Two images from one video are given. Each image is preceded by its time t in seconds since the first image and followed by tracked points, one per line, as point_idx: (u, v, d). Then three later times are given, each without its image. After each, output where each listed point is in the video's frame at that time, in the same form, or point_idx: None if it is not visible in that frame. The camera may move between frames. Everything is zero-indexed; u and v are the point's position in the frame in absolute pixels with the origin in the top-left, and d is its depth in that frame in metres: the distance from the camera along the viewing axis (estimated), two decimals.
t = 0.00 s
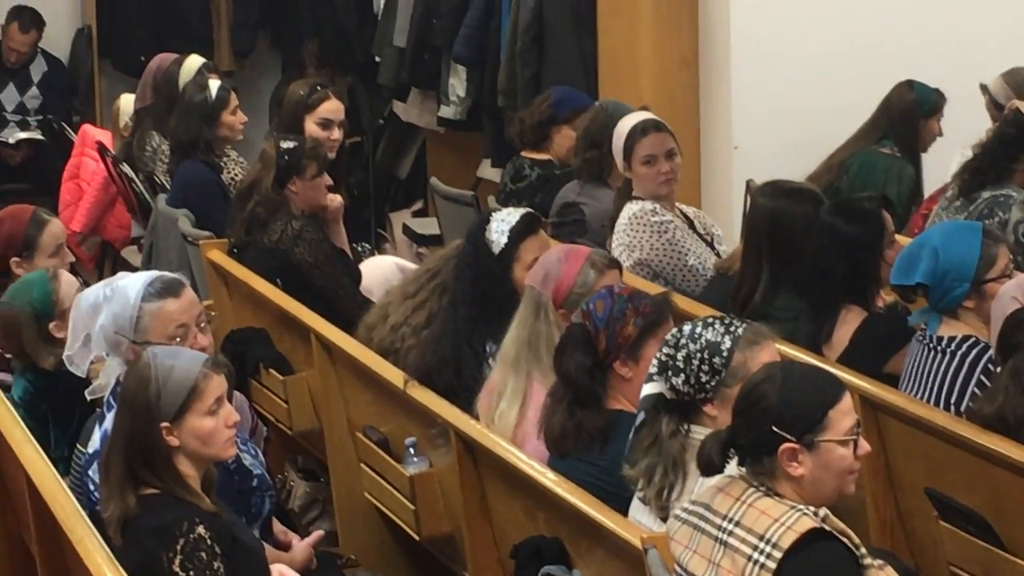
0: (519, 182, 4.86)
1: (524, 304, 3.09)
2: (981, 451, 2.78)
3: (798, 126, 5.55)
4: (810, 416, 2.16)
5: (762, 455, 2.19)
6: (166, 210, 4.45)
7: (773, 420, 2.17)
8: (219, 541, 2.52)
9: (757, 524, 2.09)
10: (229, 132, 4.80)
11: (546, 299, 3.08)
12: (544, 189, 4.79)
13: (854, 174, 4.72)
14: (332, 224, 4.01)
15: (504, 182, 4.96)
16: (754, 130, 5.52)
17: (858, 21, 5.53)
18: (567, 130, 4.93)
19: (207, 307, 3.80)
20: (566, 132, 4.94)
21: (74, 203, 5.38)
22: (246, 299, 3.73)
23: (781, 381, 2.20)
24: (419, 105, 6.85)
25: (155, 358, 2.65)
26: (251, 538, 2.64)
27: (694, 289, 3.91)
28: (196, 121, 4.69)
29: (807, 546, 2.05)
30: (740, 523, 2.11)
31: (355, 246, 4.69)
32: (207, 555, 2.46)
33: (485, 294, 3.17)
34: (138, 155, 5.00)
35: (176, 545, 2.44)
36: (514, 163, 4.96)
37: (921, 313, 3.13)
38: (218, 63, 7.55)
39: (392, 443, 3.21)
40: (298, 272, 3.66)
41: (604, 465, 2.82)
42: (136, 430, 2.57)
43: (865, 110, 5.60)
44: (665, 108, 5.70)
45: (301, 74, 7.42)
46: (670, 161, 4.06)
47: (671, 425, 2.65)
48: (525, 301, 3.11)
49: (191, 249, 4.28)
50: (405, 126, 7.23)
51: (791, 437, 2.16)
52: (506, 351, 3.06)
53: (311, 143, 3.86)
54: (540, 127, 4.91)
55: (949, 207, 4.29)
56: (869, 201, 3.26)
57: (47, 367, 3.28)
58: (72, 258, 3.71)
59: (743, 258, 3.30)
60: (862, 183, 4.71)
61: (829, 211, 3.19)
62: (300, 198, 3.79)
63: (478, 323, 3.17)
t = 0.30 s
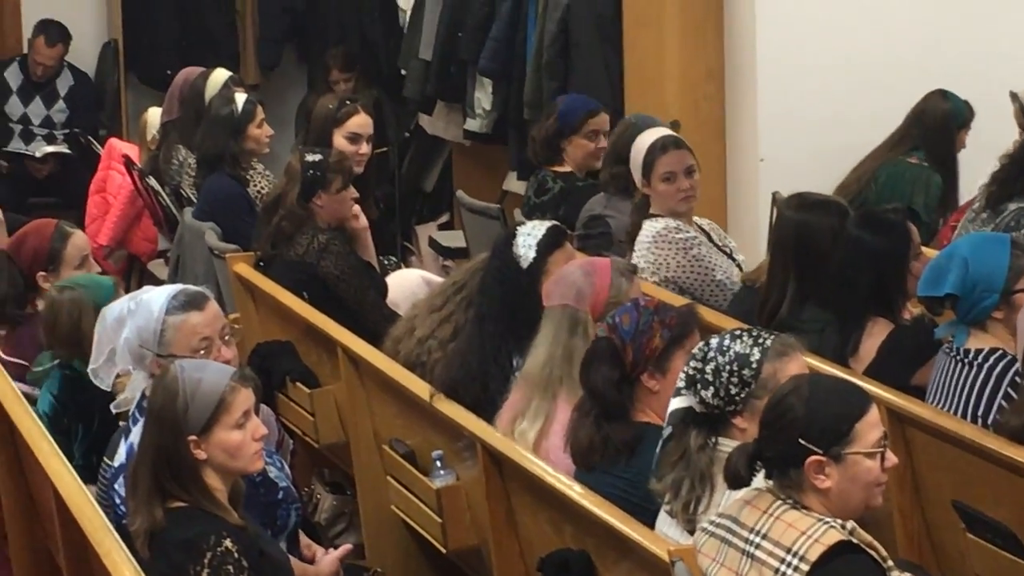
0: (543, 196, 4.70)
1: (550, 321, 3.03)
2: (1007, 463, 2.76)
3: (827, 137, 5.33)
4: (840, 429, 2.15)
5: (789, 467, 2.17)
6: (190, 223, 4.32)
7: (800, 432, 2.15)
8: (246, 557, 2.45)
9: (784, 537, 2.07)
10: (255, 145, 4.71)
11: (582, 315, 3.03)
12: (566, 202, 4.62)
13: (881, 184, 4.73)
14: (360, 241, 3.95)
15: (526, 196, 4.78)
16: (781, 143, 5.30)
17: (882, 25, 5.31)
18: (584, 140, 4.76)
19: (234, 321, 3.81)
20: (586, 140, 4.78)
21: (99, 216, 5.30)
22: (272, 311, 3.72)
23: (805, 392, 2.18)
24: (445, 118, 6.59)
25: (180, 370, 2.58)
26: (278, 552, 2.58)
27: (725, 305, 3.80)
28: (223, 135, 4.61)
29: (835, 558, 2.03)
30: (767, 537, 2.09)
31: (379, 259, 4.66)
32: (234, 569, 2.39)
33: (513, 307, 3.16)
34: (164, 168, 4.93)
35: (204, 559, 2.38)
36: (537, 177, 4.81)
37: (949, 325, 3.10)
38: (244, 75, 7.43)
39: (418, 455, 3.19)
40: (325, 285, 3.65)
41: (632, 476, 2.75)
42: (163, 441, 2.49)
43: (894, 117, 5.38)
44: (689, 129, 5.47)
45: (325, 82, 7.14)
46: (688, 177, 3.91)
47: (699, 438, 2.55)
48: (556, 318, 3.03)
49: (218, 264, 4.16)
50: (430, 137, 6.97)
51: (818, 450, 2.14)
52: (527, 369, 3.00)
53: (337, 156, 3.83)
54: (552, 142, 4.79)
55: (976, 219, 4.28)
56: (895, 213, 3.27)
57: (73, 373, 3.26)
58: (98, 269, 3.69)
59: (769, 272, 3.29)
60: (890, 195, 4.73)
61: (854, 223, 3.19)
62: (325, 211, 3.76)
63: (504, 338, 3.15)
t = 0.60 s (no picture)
0: (560, 205, 4.62)
1: (578, 330, 3.02)
2: None
3: (846, 143, 5.29)
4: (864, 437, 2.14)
5: (811, 474, 2.16)
6: (216, 233, 4.33)
7: (823, 440, 2.15)
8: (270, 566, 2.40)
9: (807, 544, 2.06)
10: (278, 153, 4.67)
11: (615, 321, 3.04)
12: (584, 210, 4.56)
13: (901, 191, 4.78)
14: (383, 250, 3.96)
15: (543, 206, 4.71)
16: (802, 149, 5.25)
17: (903, 31, 5.27)
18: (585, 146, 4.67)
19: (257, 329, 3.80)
20: (588, 144, 4.67)
21: (122, 226, 5.28)
22: (295, 320, 3.73)
23: (823, 395, 2.18)
24: (467, 125, 6.45)
25: (207, 377, 2.51)
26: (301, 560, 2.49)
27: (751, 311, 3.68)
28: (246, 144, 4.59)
29: (860, 565, 2.01)
30: (790, 545, 2.08)
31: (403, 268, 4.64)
32: None
33: (537, 316, 3.14)
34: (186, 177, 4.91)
35: (227, 567, 2.32)
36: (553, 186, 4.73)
37: (972, 331, 3.05)
38: (266, 85, 7.25)
39: (441, 463, 3.19)
40: (347, 293, 3.64)
41: (654, 485, 2.73)
42: (187, 446, 2.44)
43: (915, 123, 5.33)
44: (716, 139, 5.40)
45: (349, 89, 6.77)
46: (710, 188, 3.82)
47: (725, 448, 2.53)
48: (583, 328, 3.02)
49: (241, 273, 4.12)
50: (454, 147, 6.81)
51: (841, 457, 2.14)
52: (553, 377, 2.99)
53: (359, 164, 3.84)
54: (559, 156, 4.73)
55: (999, 227, 4.28)
56: (916, 220, 3.27)
57: (92, 377, 3.13)
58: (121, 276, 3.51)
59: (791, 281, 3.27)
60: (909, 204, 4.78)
61: (877, 231, 3.19)
62: (349, 219, 3.78)
63: (529, 348, 3.14)
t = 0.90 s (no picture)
0: (576, 209, 4.60)
1: (611, 332, 3.03)
2: None
3: (864, 146, 5.28)
4: (887, 437, 2.14)
5: (832, 478, 2.15)
6: (236, 236, 4.30)
7: (844, 444, 2.14)
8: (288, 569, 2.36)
9: (827, 548, 2.06)
10: (298, 156, 4.67)
11: (649, 317, 3.05)
12: (601, 215, 4.55)
13: (919, 195, 4.77)
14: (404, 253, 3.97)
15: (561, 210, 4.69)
16: (821, 151, 5.25)
17: (923, 34, 5.26)
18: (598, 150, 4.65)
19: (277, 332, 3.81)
20: (600, 148, 4.65)
21: (143, 229, 5.27)
22: (315, 323, 3.74)
23: (838, 399, 2.18)
24: (487, 128, 6.44)
25: (248, 375, 2.50)
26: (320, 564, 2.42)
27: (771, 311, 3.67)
28: (267, 146, 4.59)
29: (879, 568, 2.01)
30: (810, 549, 2.08)
31: (423, 271, 4.63)
32: None
33: (557, 320, 3.15)
34: (208, 181, 4.95)
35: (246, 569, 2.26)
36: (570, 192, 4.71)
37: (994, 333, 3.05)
38: (286, 87, 7.23)
39: (461, 466, 3.19)
40: (368, 297, 3.65)
41: (674, 488, 2.71)
42: (217, 433, 2.44)
43: (934, 126, 5.32)
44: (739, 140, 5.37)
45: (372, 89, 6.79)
46: (729, 193, 3.82)
47: (746, 454, 2.51)
48: (608, 334, 3.02)
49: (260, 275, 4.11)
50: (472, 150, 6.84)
51: (860, 461, 2.13)
52: (579, 379, 2.99)
53: (380, 166, 3.80)
54: (576, 161, 4.70)
55: (1020, 230, 4.26)
56: (937, 223, 3.24)
57: (111, 380, 3.13)
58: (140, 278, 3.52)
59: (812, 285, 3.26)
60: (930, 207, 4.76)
61: (896, 235, 3.18)
62: (369, 223, 3.76)
63: (550, 353, 3.15)
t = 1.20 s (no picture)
0: (596, 208, 4.59)
1: (631, 330, 3.02)
2: None
3: (885, 148, 5.26)
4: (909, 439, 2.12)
5: (850, 477, 2.15)
6: (252, 232, 4.34)
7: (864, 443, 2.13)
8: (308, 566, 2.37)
9: (845, 547, 2.06)
10: (316, 155, 4.67)
11: (671, 310, 3.04)
12: (620, 215, 4.52)
13: (935, 193, 4.82)
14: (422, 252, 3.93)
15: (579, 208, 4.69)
16: (841, 151, 5.22)
17: (946, 36, 5.24)
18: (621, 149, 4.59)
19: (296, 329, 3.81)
20: (621, 147, 4.59)
21: (161, 227, 5.26)
22: (333, 321, 3.75)
23: (857, 398, 2.17)
24: (506, 127, 6.39)
25: (286, 371, 2.48)
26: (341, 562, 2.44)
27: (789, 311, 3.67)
28: (285, 143, 4.57)
29: (897, 568, 2.01)
30: (827, 547, 2.08)
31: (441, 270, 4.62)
32: None
33: (576, 319, 3.15)
34: (225, 179, 4.91)
35: (265, 567, 2.29)
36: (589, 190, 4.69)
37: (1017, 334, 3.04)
38: (304, 86, 7.15)
39: (479, 465, 3.19)
40: (385, 295, 3.65)
41: (693, 487, 2.72)
42: (251, 423, 2.41)
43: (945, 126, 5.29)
44: (756, 138, 5.30)
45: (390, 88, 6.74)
46: (749, 191, 3.82)
47: (765, 453, 2.50)
48: (626, 331, 3.03)
49: (279, 272, 4.09)
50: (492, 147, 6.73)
51: (880, 460, 2.12)
52: (603, 377, 2.99)
53: (397, 164, 3.82)
54: (596, 160, 4.66)
55: None
56: (956, 222, 3.22)
57: (133, 382, 3.16)
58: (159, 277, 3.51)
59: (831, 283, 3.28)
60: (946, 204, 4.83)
61: (916, 234, 3.17)
62: (388, 220, 3.77)
63: (568, 352, 3.14)
